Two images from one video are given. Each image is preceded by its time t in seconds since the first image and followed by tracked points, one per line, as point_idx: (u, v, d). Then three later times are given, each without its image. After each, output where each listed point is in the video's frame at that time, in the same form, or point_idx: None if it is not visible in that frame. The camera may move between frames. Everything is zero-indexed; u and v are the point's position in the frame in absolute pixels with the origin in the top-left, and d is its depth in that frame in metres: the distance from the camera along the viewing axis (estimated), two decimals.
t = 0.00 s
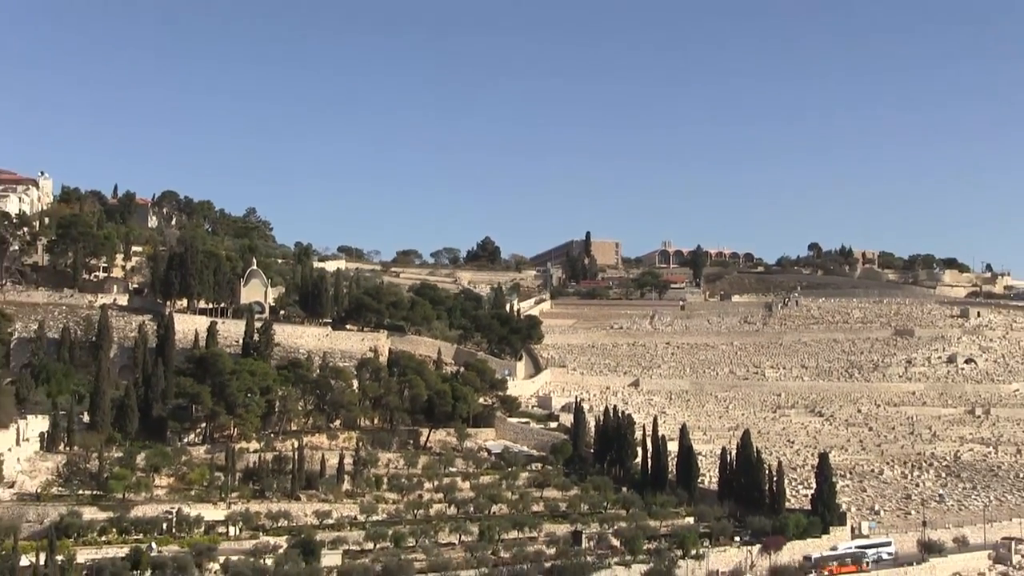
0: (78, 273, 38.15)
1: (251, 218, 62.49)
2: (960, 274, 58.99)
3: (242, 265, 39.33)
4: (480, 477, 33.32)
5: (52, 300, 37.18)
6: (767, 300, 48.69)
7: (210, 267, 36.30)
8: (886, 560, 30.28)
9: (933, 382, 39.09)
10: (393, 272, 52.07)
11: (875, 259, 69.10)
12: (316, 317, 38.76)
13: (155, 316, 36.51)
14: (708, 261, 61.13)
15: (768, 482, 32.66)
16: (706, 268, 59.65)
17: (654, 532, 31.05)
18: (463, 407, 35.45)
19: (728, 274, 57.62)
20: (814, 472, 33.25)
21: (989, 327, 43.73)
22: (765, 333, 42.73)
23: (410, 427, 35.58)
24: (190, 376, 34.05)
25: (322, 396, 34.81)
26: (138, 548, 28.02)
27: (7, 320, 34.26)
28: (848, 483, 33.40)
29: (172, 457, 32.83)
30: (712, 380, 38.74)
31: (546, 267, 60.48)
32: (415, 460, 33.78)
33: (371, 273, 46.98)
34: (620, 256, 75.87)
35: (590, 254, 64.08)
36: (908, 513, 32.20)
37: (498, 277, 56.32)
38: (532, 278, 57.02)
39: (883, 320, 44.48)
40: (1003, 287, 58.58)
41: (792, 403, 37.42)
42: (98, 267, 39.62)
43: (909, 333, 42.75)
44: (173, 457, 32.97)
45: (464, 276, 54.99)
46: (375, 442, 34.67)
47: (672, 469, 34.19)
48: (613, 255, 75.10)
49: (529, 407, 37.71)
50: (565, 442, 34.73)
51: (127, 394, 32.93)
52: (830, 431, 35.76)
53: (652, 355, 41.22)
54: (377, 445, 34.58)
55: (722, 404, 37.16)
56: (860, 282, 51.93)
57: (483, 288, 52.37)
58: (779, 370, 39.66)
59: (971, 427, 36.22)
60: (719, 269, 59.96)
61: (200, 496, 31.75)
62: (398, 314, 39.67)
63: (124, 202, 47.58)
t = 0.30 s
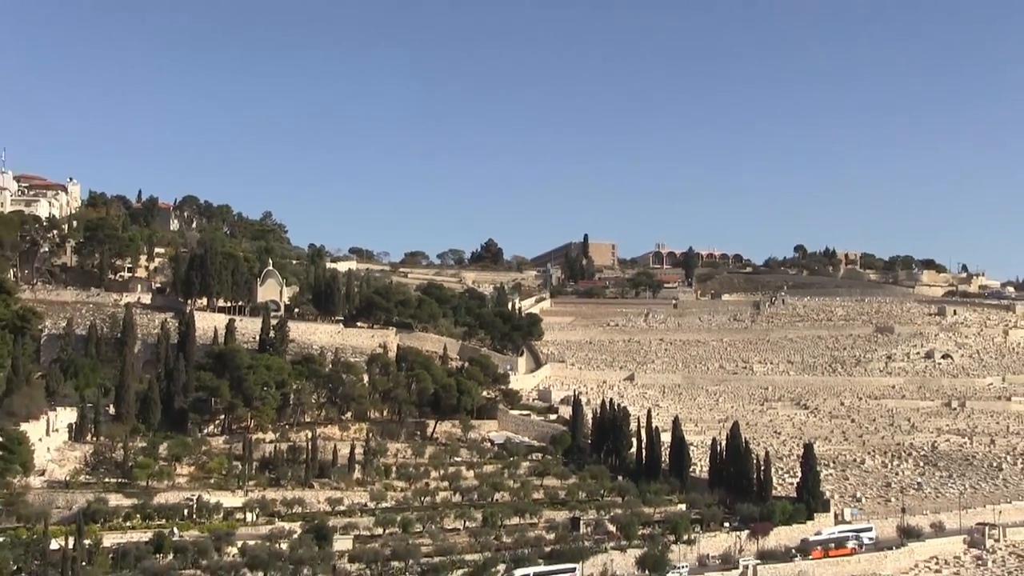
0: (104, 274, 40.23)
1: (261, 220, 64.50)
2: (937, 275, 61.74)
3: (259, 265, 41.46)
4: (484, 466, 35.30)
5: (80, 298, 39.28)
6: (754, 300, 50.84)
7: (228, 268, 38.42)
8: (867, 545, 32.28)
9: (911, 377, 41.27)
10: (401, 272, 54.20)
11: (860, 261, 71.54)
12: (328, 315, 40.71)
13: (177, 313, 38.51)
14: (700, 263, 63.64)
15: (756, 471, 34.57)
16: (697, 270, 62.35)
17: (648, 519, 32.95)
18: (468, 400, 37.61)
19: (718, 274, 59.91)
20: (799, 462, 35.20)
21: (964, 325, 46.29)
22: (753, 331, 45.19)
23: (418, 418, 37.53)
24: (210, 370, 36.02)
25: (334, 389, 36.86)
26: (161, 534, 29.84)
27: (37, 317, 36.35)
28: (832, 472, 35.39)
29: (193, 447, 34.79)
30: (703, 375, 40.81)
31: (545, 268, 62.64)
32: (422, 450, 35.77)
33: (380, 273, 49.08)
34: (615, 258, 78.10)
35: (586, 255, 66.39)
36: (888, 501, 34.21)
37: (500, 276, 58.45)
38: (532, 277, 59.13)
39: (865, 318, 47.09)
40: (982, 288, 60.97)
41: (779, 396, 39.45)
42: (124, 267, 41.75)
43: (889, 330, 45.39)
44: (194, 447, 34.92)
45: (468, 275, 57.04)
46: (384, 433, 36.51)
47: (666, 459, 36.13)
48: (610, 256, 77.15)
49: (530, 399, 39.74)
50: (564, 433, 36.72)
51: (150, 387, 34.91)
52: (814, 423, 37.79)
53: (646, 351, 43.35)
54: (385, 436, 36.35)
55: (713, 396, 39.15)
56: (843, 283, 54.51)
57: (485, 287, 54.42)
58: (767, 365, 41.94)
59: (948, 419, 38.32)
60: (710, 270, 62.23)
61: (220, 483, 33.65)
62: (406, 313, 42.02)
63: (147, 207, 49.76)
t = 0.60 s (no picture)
0: (129, 274, 42.49)
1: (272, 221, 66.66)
2: (917, 275, 64.17)
3: (275, 266, 43.74)
4: (488, 455, 37.39)
5: (106, 298, 41.49)
6: (743, 299, 52.81)
7: (246, 268, 40.67)
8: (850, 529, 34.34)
9: (892, 371, 43.45)
10: (407, 272, 56.44)
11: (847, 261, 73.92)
12: (341, 313, 42.95)
13: (198, 311, 40.65)
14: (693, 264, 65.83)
15: (745, 460, 36.61)
16: (690, 270, 64.54)
17: (643, 505, 34.99)
18: (472, 394, 39.87)
19: (709, 274, 62.13)
20: (787, 452, 37.28)
21: (941, 321, 48.57)
22: (743, 327, 47.44)
23: (425, 410, 39.64)
24: (228, 365, 38.14)
25: (346, 383, 38.86)
26: (184, 519, 31.85)
27: (66, 314, 38.59)
28: (817, 461, 37.46)
29: (213, 437, 36.89)
30: (696, 369, 42.89)
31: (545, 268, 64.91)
32: (429, 441, 37.88)
33: (389, 273, 51.20)
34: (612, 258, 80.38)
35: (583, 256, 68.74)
36: (870, 488, 36.26)
37: (502, 275, 60.63)
38: (532, 276, 61.38)
39: (848, 315, 49.39)
40: (963, 287, 63.31)
41: (767, 389, 41.58)
42: (148, 269, 44.07)
43: (871, 326, 47.63)
44: (214, 437, 37.04)
45: (471, 275, 59.14)
46: (393, 424, 38.66)
47: (660, 449, 38.18)
48: (608, 256, 79.30)
49: (531, 393, 41.87)
50: (563, 425, 38.84)
51: (173, 381, 37.02)
52: (800, 415, 39.90)
53: (641, 347, 45.50)
54: (394, 428, 38.45)
55: (705, 390, 41.27)
56: (828, 282, 56.77)
57: (488, 286, 56.57)
58: (755, 360, 44.08)
59: (926, 411, 40.44)
60: (703, 270, 64.48)
61: (239, 471, 35.72)
62: (414, 311, 44.20)
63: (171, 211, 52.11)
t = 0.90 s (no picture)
0: (159, 274, 45.01)
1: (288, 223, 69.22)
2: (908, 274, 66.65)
3: (295, 267, 46.22)
4: (496, 445, 39.63)
5: (137, 296, 43.92)
6: (738, 297, 55.55)
7: (268, 268, 43.13)
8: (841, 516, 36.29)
9: (879, 365, 45.62)
10: (419, 271, 59.07)
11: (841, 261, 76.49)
12: (356, 311, 45.12)
13: (222, 309, 42.97)
14: (693, 267, 68.68)
15: (740, 450, 38.64)
16: (689, 271, 67.31)
17: (643, 493, 37.06)
18: (482, 386, 42.07)
19: (705, 274, 64.23)
20: (779, 442, 39.38)
21: (926, 318, 50.99)
22: (737, 324, 50.32)
23: (437, 403, 41.90)
24: (252, 360, 40.45)
25: (363, 376, 41.00)
26: (210, 505, 33.97)
27: (100, 311, 41.11)
28: (807, 451, 39.52)
29: (237, 428, 39.31)
30: (693, 364, 45.55)
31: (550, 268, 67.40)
32: (441, 431, 40.17)
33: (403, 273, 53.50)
34: (614, 259, 82.96)
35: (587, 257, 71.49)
36: (859, 476, 38.22)
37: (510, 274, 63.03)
38: (538, 276, 64.00)
39: (837, 313, 51.94)
40: (951, 287, 65.59)
41: (761, 382, 44.02)
42: (177, 269, 46.64)
43: (860, 323, 50.15)
44: (238, 428, 39.49)
45: (481, 275, 61.24)
46: (406, 416, 41.01)
47: (659, 439, 40.34)
48: (611, 257, 81.52)
49: (538, 386, 44.39)
50: (568, 417, 41.11)
51: (199, 374, 39.30)
52: (793, 407, 41.94)
53: (641, 343, 48.43)
54: (407, 419, 40.75)
55: (702, 383, 43.66)
56: (819, 281, 59.20)
57: (498, 285, 58.89)
58: (750, 355, 46.66)
59: (912, 403, 42.50)
60: (703, 270, 66.93)
61: (262, 459, 37.95)
62: (426, 308, 46.29)
63: (198, 216, 54.71)
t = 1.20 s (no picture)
0: (199, 274, 47.77)
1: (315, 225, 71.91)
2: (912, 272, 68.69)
3: (324, 266, 48.73)
4: (516, 436, 41.96)
5: (178, 295, 46.61)
6: (745, 294, 57.79)
7: (301, 268, 45.81)
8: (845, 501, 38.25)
9: (880, 360, 47.76)
10: (440, 270, 61.57)
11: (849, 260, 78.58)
12: (383, 308, 47.51)
13: (258, 307, 45.48)
14: (703, 266, 70.96)
15: (748, 440, 40.77)
16: (699, 270, 69.62)
17: (655, 480, 39.26)
18: (503, 380, 44.37)
19: (711, 275, 66.04)
20: (785, 433, 41.53)
21: (925, 315, 53.13)
22: (745, 320, 52.56)
23: (460, 395, 44.28)
24: (285, 355, 42.86)
25: (390, 370, 43.43)
26: (247, 492, 36.16)
27: (143, 309, 43.66)
28: (812, 442, 41.65)
29: (272, 419, 41.65)
30: (703, 358, 47.79)
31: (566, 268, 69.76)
32: (464, 422, 42.54)
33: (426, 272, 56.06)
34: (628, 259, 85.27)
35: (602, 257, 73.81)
36: (860, 465, 40.28)
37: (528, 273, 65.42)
38: (555, 275, 66.40)
39: (840, 310, 54.14)
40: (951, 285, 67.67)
41: (768, 376, 46.23)
42: (215, 270, 49.29)
43: (861, 319, 52.31)
44: (273, 419, 41.84)
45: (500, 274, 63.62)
46: (431, 407, 43.42)
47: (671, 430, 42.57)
48: (625, 257, 83.70)
49: (556, 379, 46.82)
50: (584, 409, 43.41)
51: (237, 368, 41.75)
52: (798, 400, 44.10)
53: (653, 338, 50.75)
54: (432, 411, 43.15)
55: (712, 377, 45.91)
56: (822, 280, 61.42)
57: (516, 284, 61.24)
58: (757, 350, 48.92)
59: (912, 395, 44.58)
60: (713, 269, 69.21)
61: (295, 448, 40.34)
62: (450, 306, 48.91)
63: (232, 219, 57.40)
